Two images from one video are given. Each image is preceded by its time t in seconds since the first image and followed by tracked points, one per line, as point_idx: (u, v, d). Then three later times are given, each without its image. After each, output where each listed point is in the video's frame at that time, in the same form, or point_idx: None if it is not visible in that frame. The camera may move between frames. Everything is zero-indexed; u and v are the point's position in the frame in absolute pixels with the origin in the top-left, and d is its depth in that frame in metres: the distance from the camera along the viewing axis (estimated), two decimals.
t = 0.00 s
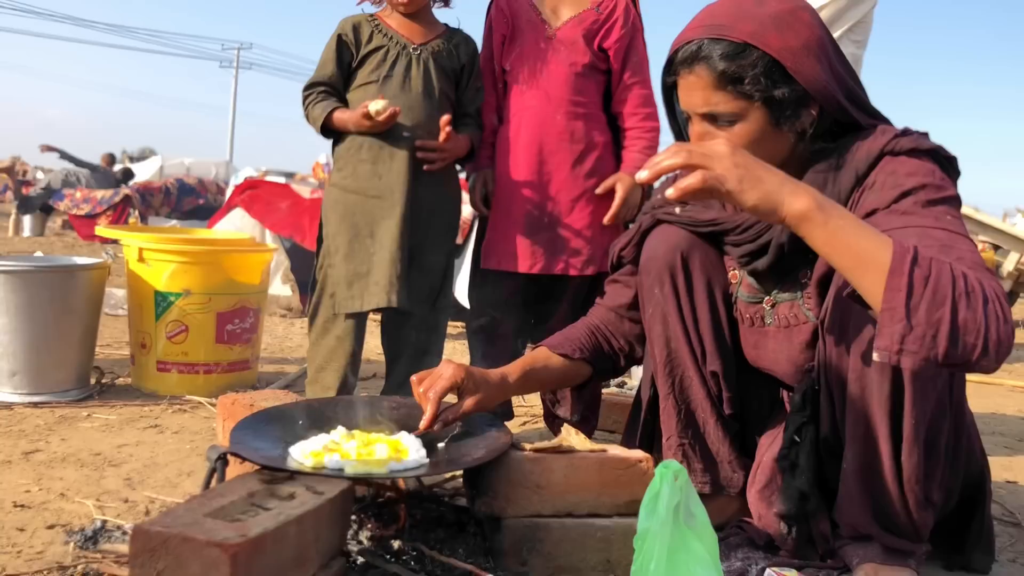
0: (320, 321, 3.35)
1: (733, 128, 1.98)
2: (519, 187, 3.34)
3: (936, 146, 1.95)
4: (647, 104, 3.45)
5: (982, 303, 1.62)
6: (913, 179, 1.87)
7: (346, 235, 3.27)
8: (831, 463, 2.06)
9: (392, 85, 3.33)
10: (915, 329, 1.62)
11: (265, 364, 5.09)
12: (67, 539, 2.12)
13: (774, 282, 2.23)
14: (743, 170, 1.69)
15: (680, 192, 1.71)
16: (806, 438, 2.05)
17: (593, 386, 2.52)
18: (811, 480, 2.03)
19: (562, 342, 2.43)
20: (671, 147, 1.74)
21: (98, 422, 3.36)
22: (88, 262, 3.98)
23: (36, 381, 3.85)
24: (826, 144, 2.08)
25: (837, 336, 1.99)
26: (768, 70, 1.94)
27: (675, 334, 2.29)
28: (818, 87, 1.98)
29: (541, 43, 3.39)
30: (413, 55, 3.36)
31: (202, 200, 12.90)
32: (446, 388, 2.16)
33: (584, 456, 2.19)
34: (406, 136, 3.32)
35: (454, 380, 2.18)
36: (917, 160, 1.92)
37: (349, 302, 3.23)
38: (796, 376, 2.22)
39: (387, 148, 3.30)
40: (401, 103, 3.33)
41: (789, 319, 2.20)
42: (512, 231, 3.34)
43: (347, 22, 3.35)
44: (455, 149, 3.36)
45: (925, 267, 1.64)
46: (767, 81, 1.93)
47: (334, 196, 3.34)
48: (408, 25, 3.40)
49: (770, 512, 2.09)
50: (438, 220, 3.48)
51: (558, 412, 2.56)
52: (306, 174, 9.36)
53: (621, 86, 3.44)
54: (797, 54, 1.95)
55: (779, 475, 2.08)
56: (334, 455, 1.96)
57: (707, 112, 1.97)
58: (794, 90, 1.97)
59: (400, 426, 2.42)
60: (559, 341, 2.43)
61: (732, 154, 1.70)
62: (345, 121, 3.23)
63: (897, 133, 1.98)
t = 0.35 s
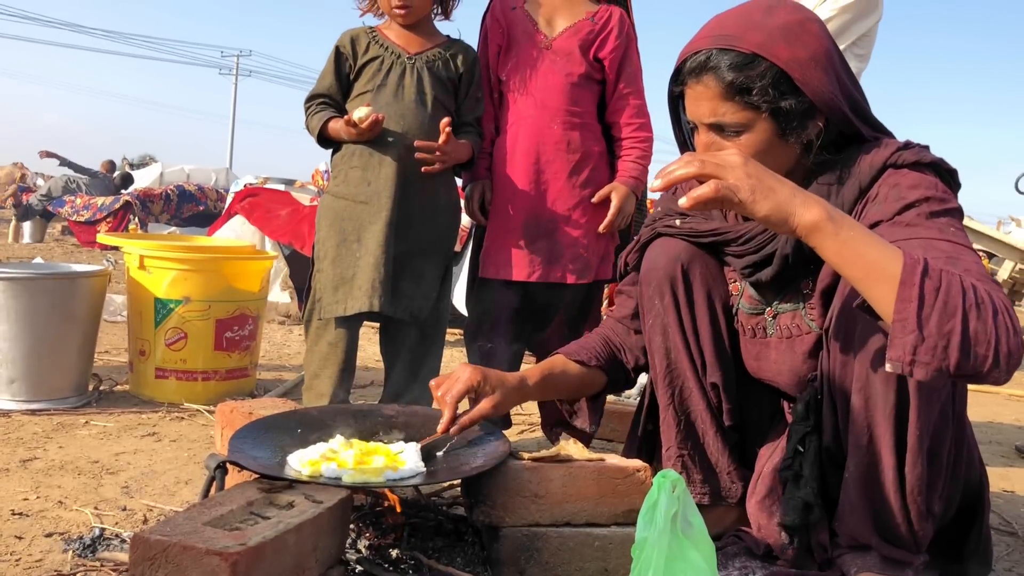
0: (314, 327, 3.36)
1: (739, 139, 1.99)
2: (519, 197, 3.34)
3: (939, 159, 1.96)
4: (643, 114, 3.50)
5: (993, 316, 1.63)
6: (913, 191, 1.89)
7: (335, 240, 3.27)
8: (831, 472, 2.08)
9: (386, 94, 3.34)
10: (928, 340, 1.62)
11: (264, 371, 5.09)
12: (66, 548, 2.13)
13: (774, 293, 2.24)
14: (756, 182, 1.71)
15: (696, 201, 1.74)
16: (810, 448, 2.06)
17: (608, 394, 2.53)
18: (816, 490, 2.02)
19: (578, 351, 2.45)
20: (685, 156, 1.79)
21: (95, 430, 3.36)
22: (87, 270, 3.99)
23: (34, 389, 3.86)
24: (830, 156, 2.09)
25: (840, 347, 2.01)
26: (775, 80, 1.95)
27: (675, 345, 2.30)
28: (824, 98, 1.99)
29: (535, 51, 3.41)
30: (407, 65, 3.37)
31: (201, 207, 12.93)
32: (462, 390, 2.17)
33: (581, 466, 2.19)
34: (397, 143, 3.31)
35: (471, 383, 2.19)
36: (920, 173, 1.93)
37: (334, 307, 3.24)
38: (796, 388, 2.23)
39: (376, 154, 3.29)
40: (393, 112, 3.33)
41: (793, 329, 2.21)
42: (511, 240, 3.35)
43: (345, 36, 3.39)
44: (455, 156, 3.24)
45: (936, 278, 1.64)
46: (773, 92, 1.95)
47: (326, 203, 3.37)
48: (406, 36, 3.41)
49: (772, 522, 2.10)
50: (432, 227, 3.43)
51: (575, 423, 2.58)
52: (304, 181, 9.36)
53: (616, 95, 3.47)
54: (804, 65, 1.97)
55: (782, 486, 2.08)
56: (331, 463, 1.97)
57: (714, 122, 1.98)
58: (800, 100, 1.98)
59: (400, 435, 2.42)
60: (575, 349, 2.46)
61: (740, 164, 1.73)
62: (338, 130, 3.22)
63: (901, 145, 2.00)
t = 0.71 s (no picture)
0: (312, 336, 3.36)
1: (743, 148, 2.00)
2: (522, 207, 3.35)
3: (941, 171, 1.98)
4: (636, 121, 3.52)
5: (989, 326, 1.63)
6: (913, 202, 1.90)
7: (331, 248, 3.28)
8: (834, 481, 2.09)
9: (383, 104, 3.35)
10: (922, 351, 1.64)
11: (264, 380, 5.10)
12: (66, 558, 2.13)
13: (781, 306, 2.25)
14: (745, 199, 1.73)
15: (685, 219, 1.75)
16: (814, 457, 2.06)
17: (596, 415, 2.51)
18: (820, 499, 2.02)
19: (565, 371, 2.42)
20: (676, 174, 1.81)
21: (96, 440, 3.37)
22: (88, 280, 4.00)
23: (34, 398, 3.86)
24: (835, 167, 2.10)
25: (847, 358, 2.02)
26: (777, 89, 1.96)
27: (680, 357, 2.31)
28: (827, 108, 2.00)
29: (531, 61, 3.44)
30: (404, 75, 3.37)
31: (201, 216, 12.96)
32: (433, 409, 2.16)
33: (581, 476, 2.19)
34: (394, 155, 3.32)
35: (441, 402, 2.17)
36: (923, 185, 1.94)
37: (328, 315, 3.24)
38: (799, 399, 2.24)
39: (372, 164, 3.30)
40: (389, 122, 3.33)
41: (797, 342, 2.21)
42: (512, 250, 3.35)
43: (346, 51, 3.44)
44: (447, 163, 3.20)
45: (929, 290, 1.65)
46: (776, 101, 1.96)
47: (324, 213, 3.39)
48: (407, 48, 3.43)
49: (775, 532, 2.09)
50: (430, 238, 3.40)
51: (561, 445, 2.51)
52: (304, 191, 9.38)
53: (612, 104, 3.51)
54: (808, 75, 1.98)
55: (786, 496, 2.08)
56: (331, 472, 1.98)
57: (718, 131, 2.00)
58: (803, 110, 1.99)
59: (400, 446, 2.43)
60: (563, 369, 2.42)
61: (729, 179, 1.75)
62: (338, 143, 3.21)
63: (903, 157, 2.01)
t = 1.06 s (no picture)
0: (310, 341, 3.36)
1: (746, 152, 2.00)
2: (524, 213, 3.35)
3: (945, 177, 1.99)
4: (633, 129, 3.54)
5: (995, 329, 1.64)
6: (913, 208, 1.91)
7: (329, 254, 3.29)
8: (838, 486, 2.09)
9: (384, 112, 3.37)
10: (930, 357, 1.64)
11: (264, 388, 5.10)
12: (65, 566, 2.13)
13: (784, 314, 2.25)
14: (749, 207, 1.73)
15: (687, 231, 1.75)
16: (818, 463, 2.06)
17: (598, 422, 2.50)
18: (823, 504, 2.02)
19: (565, 378, 2.41)
20: (678, 186, 1.81)
21: (96, 448, 3.37)
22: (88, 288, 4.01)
23: (35, 407, 3.87)
24: (839, 173, 2.10)
25: (851, 364, 2.01)
26: (780, 94, 1.97)
27: (682, 363, 2.32)
28: (830, 112, 2.01)
29: (532, 69, 3.45)
30: (405, 83, 3.38)
31: (202, 224, 12.98)
32: (432, 415, 2.17)
33: (580, 482, 2.20)
34: (394, 162, 3.32)
35: (442, 409, 2.18)
36: (928, 190, 1.95)
37: (325, 321, 3.24)
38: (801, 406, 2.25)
39: (371, 172, 3.32)
40: (390, 129, 3.34)
41: (801, 347, 2.20)
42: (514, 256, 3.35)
43: (350, 62, 3.47)
44: (447, 168, 3.18)
45: (935, 296, 1.66)
46: (778, 106, 1.97)
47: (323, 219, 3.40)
48: (409, 57, 3.45)
49: (777, 538, 2.09)
50: (428, 246, 3.40)
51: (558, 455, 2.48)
52: (304, 199, 9.39)
53: (611, 111, 3.52)
54: (810, 80, 1.99)
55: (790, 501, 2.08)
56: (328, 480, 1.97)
57: (721, 136, 2.00)
58: (806, 115, 2.00)
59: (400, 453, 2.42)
60: (563, 377, 2.42)
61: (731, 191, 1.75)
62: (338, 154, 3.25)
63: (907, 163, 2.01)
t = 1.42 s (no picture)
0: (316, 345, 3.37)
1: (750, 150, 2.00)
2: (527, 214, 3.36)
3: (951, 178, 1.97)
4: (636, 133, 3.53)
5: (1000, 328, 1.63)
6: (918, 210, 1.90)
7: (335, 256, 3.30)
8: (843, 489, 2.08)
9: (388, 114, 3.38)
10: (935, 360, 1.65)
11: (267, 392, 5.10)
12: (68, 569, 2.13)
13: (787, 313, 2.23)
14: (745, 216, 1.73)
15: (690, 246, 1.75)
16: (823, 465, 2.05)
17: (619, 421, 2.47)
18: (829, 507, 2.01)
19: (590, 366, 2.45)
20: (677, 204, 1.82)
21: (98, 451, 3.37)
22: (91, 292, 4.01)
23: (38, 411, 3.87)
24: (844, 173, 2.09)
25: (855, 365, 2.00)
26: (784, 92, 1.97)
27: (683, 363, 2.31)
28: (835, 109, 2.00)
29: (536, 73, 3.46)
30: (409, 85, 3.39)
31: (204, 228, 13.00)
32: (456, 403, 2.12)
33: (583, 485, 2.20)
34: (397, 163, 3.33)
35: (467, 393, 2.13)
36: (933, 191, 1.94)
37: (333, 323, 3.24)
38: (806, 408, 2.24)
39: (374, 174, 3.33)
40: (393, 131, 3.35)
41: (805, 348, 2.19)
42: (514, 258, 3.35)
43: (355, 68, 3.49)
44: (452, 168, 3.17)
45: (938, 297, 1.65)
46: (783, 103, 1.97)
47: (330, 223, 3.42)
48: (414, 62, 3.46)
49: (781, 541, 2.10)
50: (431, 247, 3.40)
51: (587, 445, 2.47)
52: (307, 202, 9.41)
53: (614, 115, 3.52)
54: (815, 77, 1.98)
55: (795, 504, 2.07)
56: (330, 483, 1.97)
57: (725, 132, 2.01)
58: (810, 112, 1.99)
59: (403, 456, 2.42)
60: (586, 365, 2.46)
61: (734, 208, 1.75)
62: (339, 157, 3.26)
63: (912, 163, 2.01)
